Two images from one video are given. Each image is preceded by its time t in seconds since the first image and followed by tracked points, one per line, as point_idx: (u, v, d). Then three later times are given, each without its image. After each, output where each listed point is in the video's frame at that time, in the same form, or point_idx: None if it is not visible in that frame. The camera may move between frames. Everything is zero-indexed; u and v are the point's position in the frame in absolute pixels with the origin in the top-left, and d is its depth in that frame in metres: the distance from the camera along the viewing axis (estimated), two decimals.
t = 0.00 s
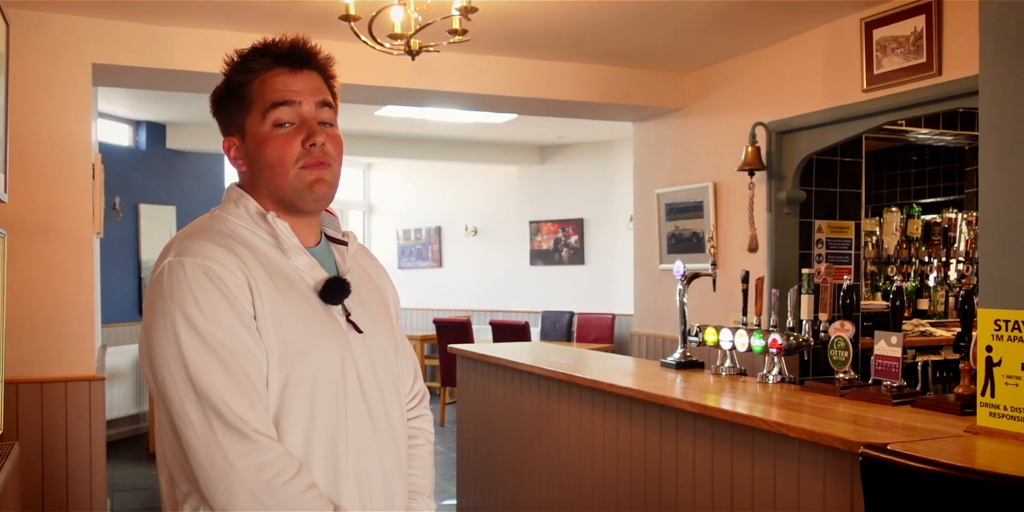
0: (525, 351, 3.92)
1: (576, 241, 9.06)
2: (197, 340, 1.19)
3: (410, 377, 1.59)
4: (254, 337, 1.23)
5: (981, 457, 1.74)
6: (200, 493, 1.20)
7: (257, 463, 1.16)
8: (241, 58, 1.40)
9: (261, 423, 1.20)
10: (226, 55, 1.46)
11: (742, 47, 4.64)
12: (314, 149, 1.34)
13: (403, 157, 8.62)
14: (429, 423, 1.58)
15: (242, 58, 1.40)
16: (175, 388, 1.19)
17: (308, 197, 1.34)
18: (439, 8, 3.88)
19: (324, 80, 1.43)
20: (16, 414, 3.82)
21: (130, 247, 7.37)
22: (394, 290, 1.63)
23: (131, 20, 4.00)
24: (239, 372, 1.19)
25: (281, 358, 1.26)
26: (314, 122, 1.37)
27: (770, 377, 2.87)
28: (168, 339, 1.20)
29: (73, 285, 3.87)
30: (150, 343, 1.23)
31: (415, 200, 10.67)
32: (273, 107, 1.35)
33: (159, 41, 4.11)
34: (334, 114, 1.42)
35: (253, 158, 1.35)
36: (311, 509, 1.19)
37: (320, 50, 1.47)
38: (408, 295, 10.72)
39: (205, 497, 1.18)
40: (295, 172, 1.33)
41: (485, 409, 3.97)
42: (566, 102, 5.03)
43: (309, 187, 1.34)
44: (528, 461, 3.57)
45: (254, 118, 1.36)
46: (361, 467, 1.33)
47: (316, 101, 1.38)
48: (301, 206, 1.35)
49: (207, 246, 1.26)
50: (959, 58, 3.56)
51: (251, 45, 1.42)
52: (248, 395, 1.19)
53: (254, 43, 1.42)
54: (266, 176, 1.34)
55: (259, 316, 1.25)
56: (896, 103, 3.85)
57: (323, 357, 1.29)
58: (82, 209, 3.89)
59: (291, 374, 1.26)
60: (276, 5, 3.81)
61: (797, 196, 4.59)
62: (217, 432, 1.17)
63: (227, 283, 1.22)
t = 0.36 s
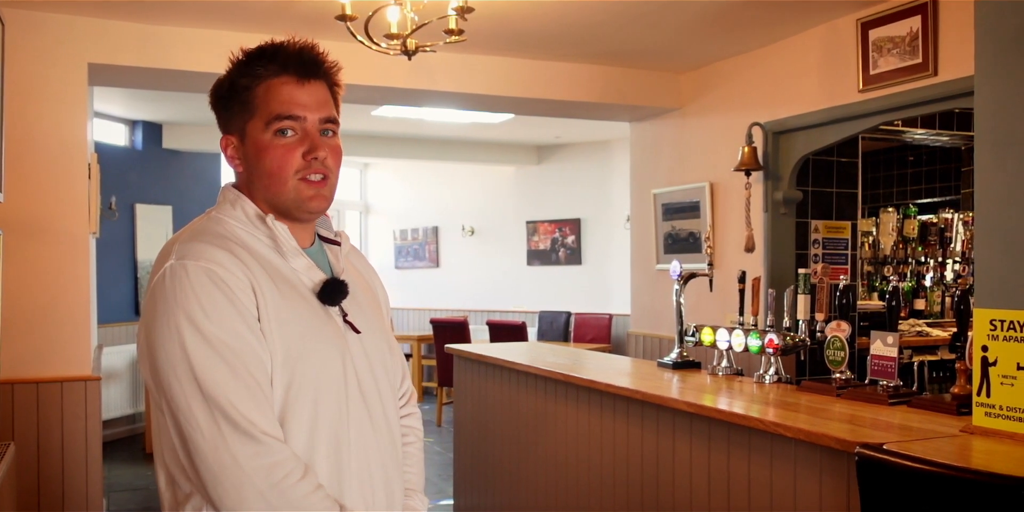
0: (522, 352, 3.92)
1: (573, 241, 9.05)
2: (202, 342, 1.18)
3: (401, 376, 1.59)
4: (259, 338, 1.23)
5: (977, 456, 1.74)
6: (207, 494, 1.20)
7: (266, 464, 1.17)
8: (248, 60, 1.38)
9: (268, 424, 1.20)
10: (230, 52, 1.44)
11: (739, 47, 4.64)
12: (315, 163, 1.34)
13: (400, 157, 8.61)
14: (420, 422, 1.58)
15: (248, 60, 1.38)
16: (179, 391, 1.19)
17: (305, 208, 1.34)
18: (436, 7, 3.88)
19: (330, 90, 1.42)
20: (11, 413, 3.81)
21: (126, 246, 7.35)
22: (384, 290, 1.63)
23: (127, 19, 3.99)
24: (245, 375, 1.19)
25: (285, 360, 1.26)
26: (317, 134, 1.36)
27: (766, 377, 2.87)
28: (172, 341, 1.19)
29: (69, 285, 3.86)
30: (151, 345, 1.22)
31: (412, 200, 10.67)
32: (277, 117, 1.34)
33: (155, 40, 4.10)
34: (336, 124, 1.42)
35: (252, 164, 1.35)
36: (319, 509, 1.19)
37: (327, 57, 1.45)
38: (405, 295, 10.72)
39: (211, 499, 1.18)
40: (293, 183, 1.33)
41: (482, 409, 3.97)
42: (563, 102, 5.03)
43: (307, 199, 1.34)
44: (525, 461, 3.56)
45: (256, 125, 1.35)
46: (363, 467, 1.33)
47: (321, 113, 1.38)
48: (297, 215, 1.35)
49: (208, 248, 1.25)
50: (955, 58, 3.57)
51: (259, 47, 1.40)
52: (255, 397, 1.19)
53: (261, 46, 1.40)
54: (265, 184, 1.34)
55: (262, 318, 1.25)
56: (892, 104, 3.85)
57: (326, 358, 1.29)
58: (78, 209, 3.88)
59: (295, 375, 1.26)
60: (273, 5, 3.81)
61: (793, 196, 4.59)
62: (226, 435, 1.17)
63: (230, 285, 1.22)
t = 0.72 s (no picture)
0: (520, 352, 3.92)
1: (570, 241, 9.06)
2: (195, 343, 1.18)
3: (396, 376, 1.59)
4: (252, 339, 1.22)
5: (974, 455, 1.74)
6: (200, 495, 1.19)
7: (259, 466, 1.16)
8: (247, 59, 1.38)
9: (262, 426, 1.20)
10: (229, 50, 1.44)
11: (736, 47, 4.65)
12: (310, 166, 1.34)
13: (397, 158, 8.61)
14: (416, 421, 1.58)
15: (247, 60, 1.37)
16: (173, 391, 1.18)
17: (298, 211, 1.34)
18: (433, 7, 3.88)
19: (328, 92, 1.42)
20: (8, 412, 3.80)
21: (123, 246, 7.34)
22: (381, 289, 1.63)
23: (125, 19, 3.98)
24: (239, 375, 1.19)
25: (279, 360, 1.26)
26: (313, 136, 1.36)
27: (764, 377, 2.88)
28: (165, 342, 1.18)
29: (66, 285, 3.85)
30: (145, 345, 1.21)
31: (409, 200, 10.67)
32: (273, 119, 1.34)
33: (152, 40, 4.09)
34: (334, 127, 1.41)
35: (248, 164, 1.35)
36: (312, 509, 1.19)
37: (327, 58, 1.44)
38: (402, 295, 10.72)
39: (205, 499, 1.18)
40: (288, 185, 1.33)
41: (479, 408, 3.97)
42: (560, 102, 5.03)
43: (301, 201, 1.34)
44: (522, 461, 3.56)
45: (253, 126, 1.34)
46: (357, 467, 1.33)
47: (318, 116, 1.37)
48: (292, 216, 1.35)
49: (202, 248, 1.24)
50: (952, 58, 3.57)
51: (258, 47, 1.39)
52: (248, 398, 1.19)
53: (261, 46, 1.39)
54: (259, 185, 1.34)
55: (256, 317, 1.25)
56: (889, 104, 3.86)
57: (320, 358, 1.29)
58: (74, 208, 3.87)
59: (289, 376, 1.26)
60: (270, 5, 3.80)
61: (791, 196, 4.60)
62: (219, 436, 1.16)
63: (224, 285, 1.22)
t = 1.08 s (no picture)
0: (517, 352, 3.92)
1: (567, 241, 9.06)
2: (190, 344, 1.17)
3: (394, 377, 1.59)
4: (248, 340, 1.22)
5: (972, 455, 1.74)
6: (196, 496, 1.19)
7: (254, 467, 1.16)
8: (243, 58, 1.37)
9: (257, 427, 1.19)
10: (226, 49, 1.43)
11: (734, 47, 4.65)
12: (306, 166, 1.33)
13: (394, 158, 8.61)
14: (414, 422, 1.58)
15: (244, 59, 1.37)
16: (168, 392, 1.18)
17: (294, 211, 1.34)
18: (431, 7, 3.87)
19: (324, 91, 1.41)
20: (4, 412, 3.80)
21: (120, 246, 7.33)
22: (380, 290, 1.63)
23: (122, 19, 3.98)
24: (235, 376, 1.18)
25: (275, 361, 1.25)
26: (309, 137, 1.35)
27: (762, 377, 2.88)
28: (160, 342, 1.18)
29: (63, 285, 3.84)
30: (140, 346, 1.21)
31: (406, 200, 10.66)
32: (269, 119, 1.33)
33: (149, 39, 4.08)
34: (330, 127, 1.40)
35: (243, 164, 1.34)
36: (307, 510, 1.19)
37: (323, 57, 1.44)
38: (400, 295, 10.72)
39: (200, 500, 1.18)
40: (284, 186, 1.32)
41: (476, 408, 3.97)
42: (558, 102, 5.03)
43: (297, 202, 1.33)
44: (520, 461, 3.56)
45: (249, 126, 1.34)
46: (354, 468, 1.33)
47: (314, 116, 1.36)
48: (288, 217, 1.35)
49: (198, 248, 1.24)
50: (950, 59, 3.58)
51: (254, 46, 1.38)
52: (244, 399, 1.18)
53: (257, 46, 1.38)
54: (255, 185, 1.33)
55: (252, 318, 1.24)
56: (886, 104, 3.86)
57: (316, 359, 1.29)
58: (71, 208, 3.86)
59: (285, 376, 1.25)
60: (268, 5, 3.80)
61: (788, 196, 4.60)
62: (214, 437, 1.16)
63: (220, 286, 1.21)
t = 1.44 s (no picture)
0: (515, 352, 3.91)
1: (565, 242, 9.05)
2: (181, 345, 1.16)
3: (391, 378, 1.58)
4: (239, 342, 1.21)
5: (970, 456, 1.74)
6: (187, 498, 1.18)
7: (244, 469, 1.15)
8: (263, 58, 1.35)
9: (248, 428, 1.18)
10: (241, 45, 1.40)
11: (732, 47, 4.65)
12: (318, 173, 1.33)
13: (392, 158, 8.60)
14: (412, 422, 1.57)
15: (264, 60, 1.35)
16: (158, 395, 1.17)
17: (301, 215, 1.34)
18: (430, 7, 3.87)
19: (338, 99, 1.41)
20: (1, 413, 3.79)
21: (118, 246, 7.32)
22: (374, 292, 1.63)
23: (119, 18, 3.96)
24: (225, 378, 1.18)
25: (266, 362, 1.25)
26: (323, 144, 1.35)
27: (760, 377, 2.87)
28: (151, 345, 1.17)
29: (60, 284, 3.83)
30: (131, 349, 1.20)
31: (404, 200, 10.66)
32: (287, 123, 1.32)
33: (147, 39, 4.07)
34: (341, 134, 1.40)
35: (253, 164, 1.33)
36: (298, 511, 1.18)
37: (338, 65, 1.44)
38: (398, 295, 10.72)
39: (191, 502, 1.17)
40: (294, 191, 1.32)
41: (474, 408, 3.97)
42: (556, 102, 5.02)
43: (305, 208, 1.34)
44: (518, 461, 3.56)
45: (263, 127, 1.32)
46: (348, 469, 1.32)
47: (329, 123, 1.36)
48: (289, 221, 1.35)
49: (190, 251, 1.23)
50: (948, 59, 3.58)
51: (274, 48, 1.37)
52: (234, 400, 1.18)
53: (276, 48, 1.37)
54: (263, 186, 1.32)
55: (245, 320, 1.24)
56: (884, 104, 3.87)
57: (308, 360, 1.28)
58: (69, 207, 3.85)
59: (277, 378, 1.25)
60: (266, 4, 3.79)
61: (787, 196, 4.60)
62: (204, 439, 1.15)
63: (211, 288, 1.21)
